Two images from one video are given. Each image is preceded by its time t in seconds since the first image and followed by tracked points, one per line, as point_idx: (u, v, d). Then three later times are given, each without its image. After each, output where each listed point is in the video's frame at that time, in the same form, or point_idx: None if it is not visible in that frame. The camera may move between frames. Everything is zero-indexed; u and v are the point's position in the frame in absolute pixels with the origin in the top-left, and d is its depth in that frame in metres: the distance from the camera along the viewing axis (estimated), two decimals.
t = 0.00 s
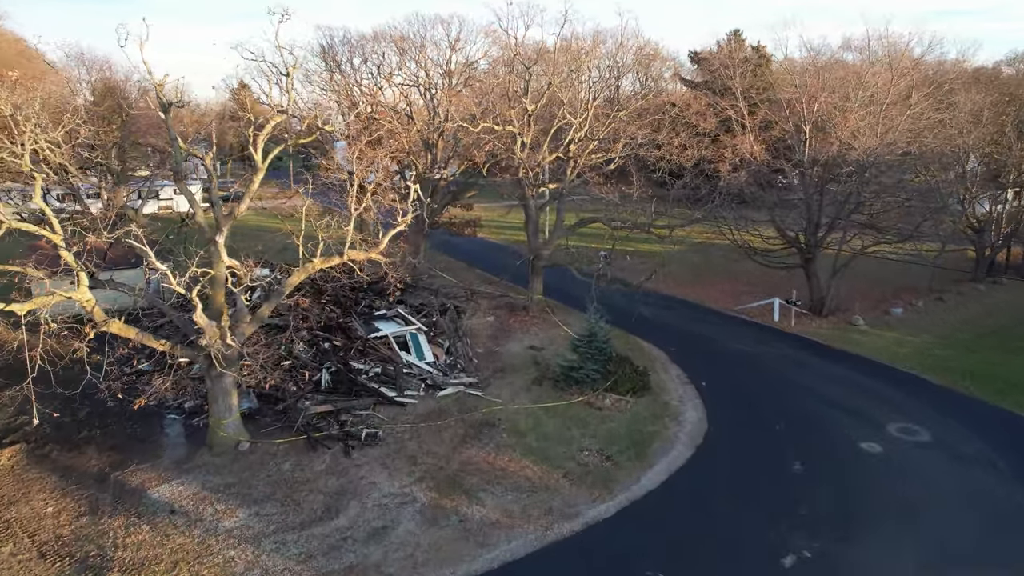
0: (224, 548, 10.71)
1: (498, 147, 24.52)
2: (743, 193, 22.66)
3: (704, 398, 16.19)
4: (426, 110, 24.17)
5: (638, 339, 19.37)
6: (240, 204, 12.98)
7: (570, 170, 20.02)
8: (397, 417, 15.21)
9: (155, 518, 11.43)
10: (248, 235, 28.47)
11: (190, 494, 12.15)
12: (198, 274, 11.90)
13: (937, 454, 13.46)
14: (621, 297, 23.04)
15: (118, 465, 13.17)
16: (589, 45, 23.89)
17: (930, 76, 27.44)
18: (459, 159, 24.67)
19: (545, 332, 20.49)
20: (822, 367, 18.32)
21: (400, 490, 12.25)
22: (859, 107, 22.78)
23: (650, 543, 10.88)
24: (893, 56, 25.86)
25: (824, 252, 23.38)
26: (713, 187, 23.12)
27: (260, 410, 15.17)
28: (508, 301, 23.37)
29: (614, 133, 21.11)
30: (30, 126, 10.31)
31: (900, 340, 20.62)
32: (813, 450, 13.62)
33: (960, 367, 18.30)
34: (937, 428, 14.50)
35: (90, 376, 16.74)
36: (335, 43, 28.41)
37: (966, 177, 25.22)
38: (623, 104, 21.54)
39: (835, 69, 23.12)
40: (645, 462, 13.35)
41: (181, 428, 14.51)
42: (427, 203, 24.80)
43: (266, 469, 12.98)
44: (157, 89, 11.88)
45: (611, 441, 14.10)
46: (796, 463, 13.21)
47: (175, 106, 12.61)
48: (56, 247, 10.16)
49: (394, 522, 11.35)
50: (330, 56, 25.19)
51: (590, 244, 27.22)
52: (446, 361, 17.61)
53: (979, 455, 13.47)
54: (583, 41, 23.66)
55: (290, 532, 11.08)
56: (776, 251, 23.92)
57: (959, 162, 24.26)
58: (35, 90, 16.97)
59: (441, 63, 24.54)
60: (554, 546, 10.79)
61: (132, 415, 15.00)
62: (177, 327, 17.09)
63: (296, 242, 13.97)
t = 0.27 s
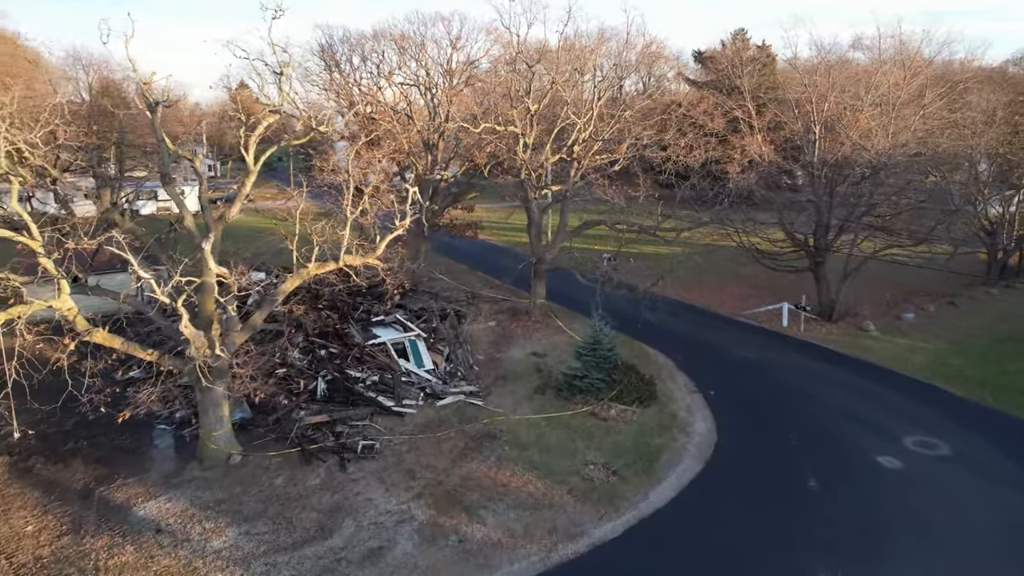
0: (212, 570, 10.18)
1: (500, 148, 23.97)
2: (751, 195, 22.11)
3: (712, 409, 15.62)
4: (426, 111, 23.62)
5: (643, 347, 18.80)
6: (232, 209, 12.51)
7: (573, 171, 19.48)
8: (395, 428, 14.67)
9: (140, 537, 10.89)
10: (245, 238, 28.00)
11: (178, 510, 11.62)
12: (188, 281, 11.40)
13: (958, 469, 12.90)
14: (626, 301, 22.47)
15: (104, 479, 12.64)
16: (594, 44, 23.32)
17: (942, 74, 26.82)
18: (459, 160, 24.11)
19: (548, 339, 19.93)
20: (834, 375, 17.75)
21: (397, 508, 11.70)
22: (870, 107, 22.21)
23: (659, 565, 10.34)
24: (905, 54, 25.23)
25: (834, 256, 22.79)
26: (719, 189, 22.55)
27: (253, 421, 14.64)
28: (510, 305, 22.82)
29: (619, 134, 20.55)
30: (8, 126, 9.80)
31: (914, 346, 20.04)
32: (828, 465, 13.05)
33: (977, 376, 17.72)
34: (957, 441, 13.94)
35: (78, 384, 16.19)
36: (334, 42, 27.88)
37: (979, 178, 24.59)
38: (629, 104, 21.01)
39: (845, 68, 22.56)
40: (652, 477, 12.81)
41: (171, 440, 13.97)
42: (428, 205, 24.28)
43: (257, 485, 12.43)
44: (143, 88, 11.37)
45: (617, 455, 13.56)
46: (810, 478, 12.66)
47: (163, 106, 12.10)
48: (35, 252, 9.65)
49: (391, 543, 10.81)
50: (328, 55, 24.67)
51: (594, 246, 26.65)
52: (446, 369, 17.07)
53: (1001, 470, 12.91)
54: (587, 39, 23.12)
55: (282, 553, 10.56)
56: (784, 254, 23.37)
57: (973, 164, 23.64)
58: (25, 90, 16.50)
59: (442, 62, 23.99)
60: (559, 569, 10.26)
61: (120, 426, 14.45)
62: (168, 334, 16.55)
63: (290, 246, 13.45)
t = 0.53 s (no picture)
0: None
1: (502, 148, 23.41)
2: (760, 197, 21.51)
3: (723, 420, 15.05)
4: (426, 110, 23.07)
5: (649, 355, 18.23)
6: (223, 212, 11.99)
7: (577, 173, 18.89)
8: (393, 440, 14.13)
9: (123, 560, 10.35)
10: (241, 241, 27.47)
11: (164, 529, 11.09)
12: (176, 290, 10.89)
13: (982, 484, 12.32)
14: (631, 306, 21.91)
15: (89, 495, 12.11)
16: (598, 42, 22.74)
17: (955, 74, 26.18)
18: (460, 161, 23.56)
19: (551, 346, 19.37)
20: (847, 384, 17.17)
21: (394, 528, 11.16)
22: (881, 107, 21.59)
23: None
24: (918, 52, 24.60)
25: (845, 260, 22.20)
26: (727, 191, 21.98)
27: (246, 432, 14.11)
28: (511, 310, 22.26)
29: (624, 135, 19.98)
30: None
31: (928, 353, 19.45)
32: (846, 481, 12.47)
33: (995, 385, 17.12)
34: (979, 455, 13.36)
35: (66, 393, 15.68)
36: (333, 40, 27.34)
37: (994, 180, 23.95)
38: (634, 104, 20.44)
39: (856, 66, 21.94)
40: (661, 493, 12.26)
41: (160, 452, 13.44)
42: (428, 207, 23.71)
43: (248, 501, 11.89)
44: (127, 86, 10.81)
45: (624, 469, 13.01)
46: (827, 495, 12.09)
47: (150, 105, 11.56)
48: (10, 259, 9.13)
49: (388, 566, 10.27)
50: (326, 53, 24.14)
51: (598, 249, 26.07)
52: (445, 377, 16.51)
53: None
54: (591, 37, 22.53)
55: None
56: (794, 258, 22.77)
57: (988, 165, 23.02)
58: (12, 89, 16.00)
59: (442, 61, 23.43)
60: None
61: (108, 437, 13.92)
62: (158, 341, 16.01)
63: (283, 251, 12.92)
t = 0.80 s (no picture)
0: None
1: (504, 149, 22.81)
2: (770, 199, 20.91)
3: (734, 433, 14.48)
4: (427, 110, 22.48)
5: (657, 364, 17.66)
6: (213, 217, 11.41)
7: (582, 175, 18.30)
8: (391, 454, 13.57)
9: None
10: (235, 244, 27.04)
11: (150, 551, 10.54)
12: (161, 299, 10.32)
13: (1010, 504, 11.73)
14: (637, 312, 21.32)
15: (72, 513, 11.56)
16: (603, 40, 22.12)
17: (970, 72, 25.48)
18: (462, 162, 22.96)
19: (554, 354, 18.78)
20: (861, 394, 16.60)
21: (391, 550, 10.59)
22: (894, 106, 20.97)
23: None
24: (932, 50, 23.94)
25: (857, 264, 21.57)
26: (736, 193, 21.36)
27: (238, 445, 13.56)
28: (514, 316, 21.68)
29: (630, 135, 19.38)
30: None
31: (944, 361, 18.83)
32: (866, 500, 11.88)
33: (1016, 395, 16.50)
34: (1005, 472, 12.77)
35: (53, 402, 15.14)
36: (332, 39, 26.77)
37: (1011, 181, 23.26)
38: (641, 104, 19.82)
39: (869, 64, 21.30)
40: (673, 513, 11.70)
41: (148, 466, 12.89)
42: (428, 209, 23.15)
43: (238, 520, 11.33)
44: (110, 85, 10.24)
45: (632, 486, 12.45)
46: (847, 515, 11.51)
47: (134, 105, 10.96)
48: None
49: None
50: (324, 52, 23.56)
51: (603, 252, 25.45)
52: (446, 387, 15.94)
53: None
54: (595, 35, 21.93)
55: None
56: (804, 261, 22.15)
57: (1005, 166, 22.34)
58: None
59: (443, 59, 22.82)
60: None
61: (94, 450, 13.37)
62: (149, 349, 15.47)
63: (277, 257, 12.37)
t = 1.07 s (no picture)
0: None
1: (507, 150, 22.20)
2: (781, 202, 20.27)
3: (747, 447, 13.86)
4: (428, 110, 21.89)
5: (665, 373, 17.05)
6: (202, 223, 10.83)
7: (588, 177, 17.67)
8: (389, 469, 12.98)
9: None
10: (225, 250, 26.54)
11: None
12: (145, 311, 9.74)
13: None
14: (644, 317, 20.69)
15: (53, 534, 10.99)
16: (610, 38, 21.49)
17: (986, 70, 24.77)
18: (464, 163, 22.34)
19: (559, 362, 18.16)
20: (877, 404, 15.98)
21: None
22: (909, 106, 20.32)
23: None
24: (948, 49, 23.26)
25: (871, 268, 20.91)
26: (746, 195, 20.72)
27: (229, 460, 12.99)
28: (517, 322, 21.06)
29: (638, 136, 18.76)
30: None
31: (963, 369, 18.17)
32: (890, 522, 11.26)
33: None
34: None
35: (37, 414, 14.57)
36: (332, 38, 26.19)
37: None
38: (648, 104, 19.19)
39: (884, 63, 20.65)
40: (686, 535, 11.11)
41: (135, 483, 12.32)
42: (428, 211, 22.56)
43: (227, 543, 10.74)
44: (89, 82, 9.51)
45: (642, 505, 11.86)
46: (871, 538, 10.90)
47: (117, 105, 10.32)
48: None
49: None
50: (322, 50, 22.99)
51: (608, 255, 24.80)
52: (447, 398, 15.34)
53: None
54: (601, 33, 21.31)
55: None
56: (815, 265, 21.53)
57: None
58: None
59: (445, 58, 22.22)
60: None
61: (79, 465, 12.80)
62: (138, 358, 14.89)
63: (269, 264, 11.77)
